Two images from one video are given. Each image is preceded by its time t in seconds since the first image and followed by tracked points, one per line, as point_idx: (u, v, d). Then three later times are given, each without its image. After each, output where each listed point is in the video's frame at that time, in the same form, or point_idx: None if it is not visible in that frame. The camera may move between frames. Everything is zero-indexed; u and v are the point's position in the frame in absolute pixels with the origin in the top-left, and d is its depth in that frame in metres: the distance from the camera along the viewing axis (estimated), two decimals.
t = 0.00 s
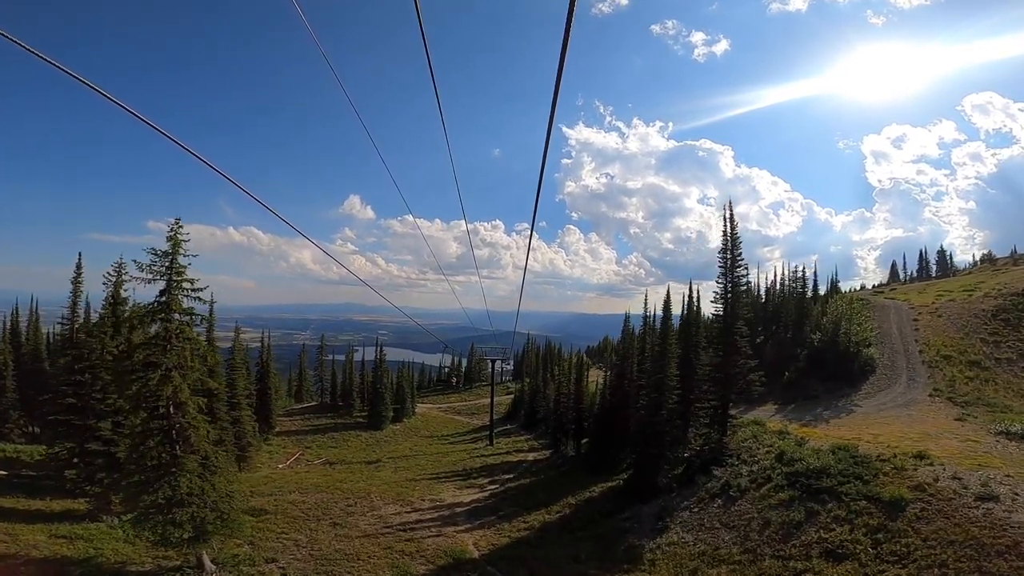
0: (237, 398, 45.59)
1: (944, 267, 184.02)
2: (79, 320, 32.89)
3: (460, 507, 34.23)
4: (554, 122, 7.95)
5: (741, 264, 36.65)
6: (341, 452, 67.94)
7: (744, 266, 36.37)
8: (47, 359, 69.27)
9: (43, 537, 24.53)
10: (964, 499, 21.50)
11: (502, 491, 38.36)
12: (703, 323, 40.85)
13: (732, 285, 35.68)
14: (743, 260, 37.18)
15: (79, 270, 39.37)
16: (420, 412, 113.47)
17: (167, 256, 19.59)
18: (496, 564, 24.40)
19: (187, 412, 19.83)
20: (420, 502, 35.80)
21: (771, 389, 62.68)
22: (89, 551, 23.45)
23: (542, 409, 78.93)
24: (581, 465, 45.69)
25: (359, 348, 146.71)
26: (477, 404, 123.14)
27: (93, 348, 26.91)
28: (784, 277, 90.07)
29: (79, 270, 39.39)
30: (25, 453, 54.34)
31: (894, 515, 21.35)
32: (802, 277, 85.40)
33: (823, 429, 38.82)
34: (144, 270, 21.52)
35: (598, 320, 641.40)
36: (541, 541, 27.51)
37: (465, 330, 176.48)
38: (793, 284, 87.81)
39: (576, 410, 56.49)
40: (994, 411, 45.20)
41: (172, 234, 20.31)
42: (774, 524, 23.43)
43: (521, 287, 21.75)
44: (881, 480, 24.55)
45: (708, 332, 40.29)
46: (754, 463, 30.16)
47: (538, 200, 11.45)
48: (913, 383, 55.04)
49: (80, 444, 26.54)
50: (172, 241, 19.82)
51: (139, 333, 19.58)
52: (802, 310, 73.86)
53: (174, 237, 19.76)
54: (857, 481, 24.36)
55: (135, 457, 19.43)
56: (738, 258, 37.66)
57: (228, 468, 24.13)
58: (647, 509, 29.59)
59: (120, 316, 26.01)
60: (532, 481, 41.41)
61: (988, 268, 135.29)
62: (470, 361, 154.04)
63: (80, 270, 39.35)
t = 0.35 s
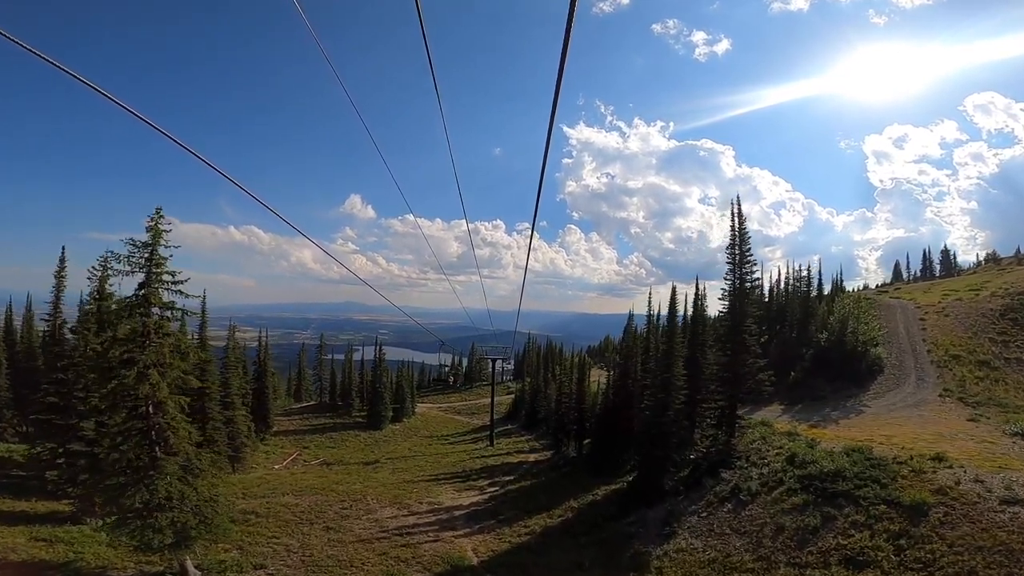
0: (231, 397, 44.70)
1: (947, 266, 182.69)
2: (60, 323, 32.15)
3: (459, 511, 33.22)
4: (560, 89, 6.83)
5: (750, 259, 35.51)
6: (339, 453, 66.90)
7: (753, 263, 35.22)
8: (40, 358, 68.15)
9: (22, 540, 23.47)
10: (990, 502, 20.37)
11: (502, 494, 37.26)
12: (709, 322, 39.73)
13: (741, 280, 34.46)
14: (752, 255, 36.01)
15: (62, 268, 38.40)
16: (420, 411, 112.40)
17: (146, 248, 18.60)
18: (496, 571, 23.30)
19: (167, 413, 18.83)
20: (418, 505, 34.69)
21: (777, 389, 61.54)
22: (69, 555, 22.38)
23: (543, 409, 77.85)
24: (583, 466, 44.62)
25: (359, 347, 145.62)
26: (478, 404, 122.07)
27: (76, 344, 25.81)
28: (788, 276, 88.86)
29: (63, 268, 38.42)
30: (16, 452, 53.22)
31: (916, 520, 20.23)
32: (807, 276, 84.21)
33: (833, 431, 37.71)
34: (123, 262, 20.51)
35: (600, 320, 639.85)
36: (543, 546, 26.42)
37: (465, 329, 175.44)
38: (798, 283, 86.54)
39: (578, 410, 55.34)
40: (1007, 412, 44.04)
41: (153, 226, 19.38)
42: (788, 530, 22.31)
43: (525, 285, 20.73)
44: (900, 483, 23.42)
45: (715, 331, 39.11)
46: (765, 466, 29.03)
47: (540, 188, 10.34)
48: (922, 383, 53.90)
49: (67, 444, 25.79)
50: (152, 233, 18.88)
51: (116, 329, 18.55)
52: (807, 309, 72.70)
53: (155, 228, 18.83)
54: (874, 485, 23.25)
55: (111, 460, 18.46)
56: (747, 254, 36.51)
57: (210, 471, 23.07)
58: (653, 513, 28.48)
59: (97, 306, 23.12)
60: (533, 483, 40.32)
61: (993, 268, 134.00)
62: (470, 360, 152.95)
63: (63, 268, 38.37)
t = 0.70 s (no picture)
0: (222, 397, 43.54)
1: (947, 264, 182.15)
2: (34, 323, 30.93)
3: (456, 515, 32.07)
4: (565, 52, 5.83)
5: (756, 254, 34.43)
6: (335, 454, 65.70)
7: (760, 258, 34.13)
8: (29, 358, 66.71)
9: None
10: (1016, 505, 19.31)
11: (501, 497, 36.13)
12: (714, 321, 38.63)
13: (747, 276, 33.35)
14: (758, 250, 34.92)
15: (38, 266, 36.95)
16: (418, 412, 111.14)
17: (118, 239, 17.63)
18: None
19: (142, 415, 17.69)
20: (413, 509, 33.49)
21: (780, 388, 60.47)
22: (44, 561, 21.13)
23: (543, 409, 76.74)
24: (584, 468, 43.51)
25: (356, 347, 144.19)
26: (476, 404, 120.90)
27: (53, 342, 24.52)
28: (789, 274, 87.81)
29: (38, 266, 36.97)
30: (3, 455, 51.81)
31: (939, 524, 19.15)
32: (809, 274, 83.21)
33: (840, 431, 36.67)
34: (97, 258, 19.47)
35: (598, 319, 639.37)
36: (544, 553, 25.26)
37: (463, 329, 174.18)
38: (799, 281, 85.62)
39: (578, 410, 54.25)
40: (1017, 410, 43.08)
41: (125, 218, 18.44)
42: (803, 535, 21.22)
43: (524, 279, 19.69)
44: (918, 486, 22.36)
45: (720, 329, 37.98)
46: (774, 467, 27.95)
47: (540, 170, 9.26)
48: (928, 382, 52.95)
49: (46, 447, 24.67)
50: (125, 225, 17.96)
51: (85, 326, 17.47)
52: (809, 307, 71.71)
53: (128, 219, 17.88)
54: (891, 487, 22.20)
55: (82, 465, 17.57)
56: (753, 250, 35.41)
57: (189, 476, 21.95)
58: (658, 517, 27.37)
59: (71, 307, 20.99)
60: (532, 485, 39.20)
61: (992, 265, 133.36)
62: (468, 360, 151.72)
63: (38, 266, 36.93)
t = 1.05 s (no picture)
0: (214, 400, 42.34)
1: (948, 264, 181.31)
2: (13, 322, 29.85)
3: (455, 521, 30.95)
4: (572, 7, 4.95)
5: (765, 250, 33.25)
6: (332, 458, 64.47)
7: (769, 254, 33.03)
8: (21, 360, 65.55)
9: None
10: None
11: (502, 502, 34.96)
12: (721, 320, 37.53)
13: (756, 273, 32.13)
14: (767, 247, 33.78)
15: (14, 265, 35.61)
16: (417, 414, 109.95)
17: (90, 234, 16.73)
18: None
19: (114, 418, 16.98)
20: (411, 515, 32.36)
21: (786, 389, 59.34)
22: (19, 570, 19.99)
23: (544, 411, 75.59)
24: (587, 472, 42.34)
25: (355, 349, 142.93)
26: (477, 406, 119.70)
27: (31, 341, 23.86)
28: (793, 274, 86.80)
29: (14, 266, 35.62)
30: None
31: (968, 529, 18.01)
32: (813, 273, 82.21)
33: (852, 432, 35.57)
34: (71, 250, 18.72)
35: (598, 321, 638.41)
36: (547, 562, 24.13)
37: (463, 331, 173.00)
38: (802, 281, 84.61)
39: (580, 412, 53.14)
40: None
41: (100, 209, 17.51)
42: (821, 541, 20.10)
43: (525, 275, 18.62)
44: (942, 489, 21.22)
45: (727, 329, 36.80)
46: (786, 470, 26.82)
47: (545, 150, 8.15)
48: (938, 381, 51.89)
49: (25, 452, 23.55)
50: (99, 217, 16.95)
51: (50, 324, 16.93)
52: (814, 306, 70.70)
53: (101, 213, 16.89)
54: (913, 491, 21.09)
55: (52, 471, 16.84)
56: (762, 247, 34.32)
57: (171, 482, 20.87)
58: (666, 523, 26.22)
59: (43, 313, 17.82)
60: (534, 490, 38.04)
61: (995, 264, 132.60)
62: (468, 362, 150.56)
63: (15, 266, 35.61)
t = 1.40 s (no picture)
0: (206, 402, 40.95)
1: (950, 262, 180.28)
2: None
3: (455, 528, 29.85)
4: None
5: (775, 245, 32.08)
6: (331, 462, 63.35)
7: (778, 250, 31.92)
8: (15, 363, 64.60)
9: None
10: None
11: (504, 508, 33.80)
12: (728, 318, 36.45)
13: (765, 269, 30.94)
14: (776, 242, 32.62)
15: None
16: (417, 417, 108.73)
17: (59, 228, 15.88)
18: None
19: (85, 422, 16.25)
20: (410, 521, 31.23)
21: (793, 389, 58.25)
22: None
23: (546, 413, 74.46)
24: (591, 475, 41.23)
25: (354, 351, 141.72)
26: (478, 409, 118.45)
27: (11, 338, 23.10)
28: (796, 272, 85.73)
29: None
30: None
31: (1001, 532, 16.88)
32: (817, 272, 81.15)
33: (865, 433, 34.40)
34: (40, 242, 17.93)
35: (598, 322, 637.07)
36: (551, 570, 23.00)
37: (463, 333, 171.68)
38: (806, 279, 83.54)
39: (583, 414, 52.05)
40: None
41: (72, 200, 16.57)
42: (844, 548, 18.98)
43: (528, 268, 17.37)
44: (969, 491, 20.10)
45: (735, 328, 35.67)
46: (801, 473, 25.69)
47: (549, 127, 7.34)
48: (948, 380, 50.81)
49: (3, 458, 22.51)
50: (69, 210, 16.01)
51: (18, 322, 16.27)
52: (819, 305, 69.64)
53: (71, 207, 15.92)
54: (938, 493, 19.99)
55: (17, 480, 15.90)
56: (771, 242, 33.16)
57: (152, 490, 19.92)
58: (676, 529, 25.10)
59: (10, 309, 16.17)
60: (537, 494, 36.90)
61: (998, 262, 131.52)
62: (469, 364, 149.28)
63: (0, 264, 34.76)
